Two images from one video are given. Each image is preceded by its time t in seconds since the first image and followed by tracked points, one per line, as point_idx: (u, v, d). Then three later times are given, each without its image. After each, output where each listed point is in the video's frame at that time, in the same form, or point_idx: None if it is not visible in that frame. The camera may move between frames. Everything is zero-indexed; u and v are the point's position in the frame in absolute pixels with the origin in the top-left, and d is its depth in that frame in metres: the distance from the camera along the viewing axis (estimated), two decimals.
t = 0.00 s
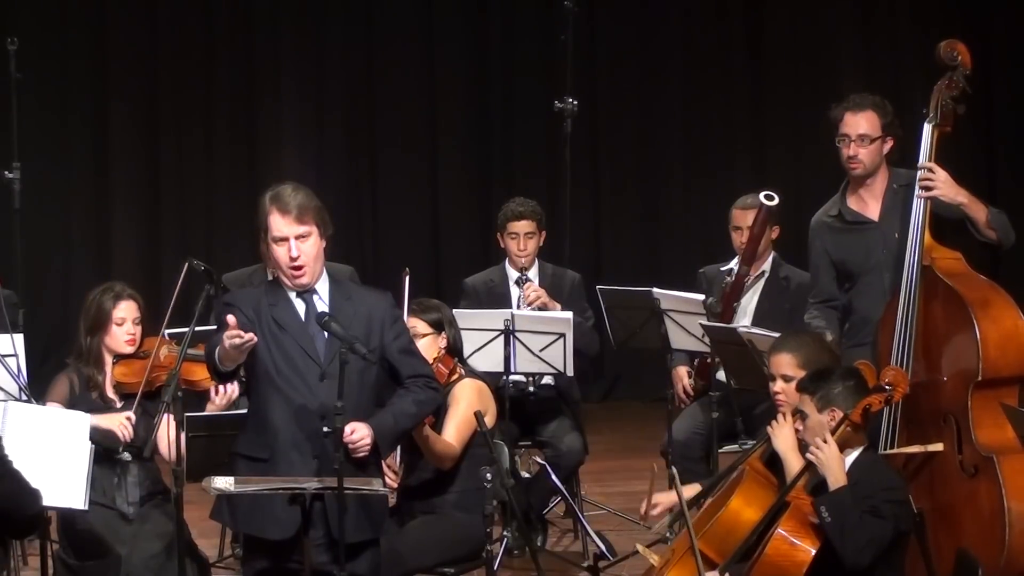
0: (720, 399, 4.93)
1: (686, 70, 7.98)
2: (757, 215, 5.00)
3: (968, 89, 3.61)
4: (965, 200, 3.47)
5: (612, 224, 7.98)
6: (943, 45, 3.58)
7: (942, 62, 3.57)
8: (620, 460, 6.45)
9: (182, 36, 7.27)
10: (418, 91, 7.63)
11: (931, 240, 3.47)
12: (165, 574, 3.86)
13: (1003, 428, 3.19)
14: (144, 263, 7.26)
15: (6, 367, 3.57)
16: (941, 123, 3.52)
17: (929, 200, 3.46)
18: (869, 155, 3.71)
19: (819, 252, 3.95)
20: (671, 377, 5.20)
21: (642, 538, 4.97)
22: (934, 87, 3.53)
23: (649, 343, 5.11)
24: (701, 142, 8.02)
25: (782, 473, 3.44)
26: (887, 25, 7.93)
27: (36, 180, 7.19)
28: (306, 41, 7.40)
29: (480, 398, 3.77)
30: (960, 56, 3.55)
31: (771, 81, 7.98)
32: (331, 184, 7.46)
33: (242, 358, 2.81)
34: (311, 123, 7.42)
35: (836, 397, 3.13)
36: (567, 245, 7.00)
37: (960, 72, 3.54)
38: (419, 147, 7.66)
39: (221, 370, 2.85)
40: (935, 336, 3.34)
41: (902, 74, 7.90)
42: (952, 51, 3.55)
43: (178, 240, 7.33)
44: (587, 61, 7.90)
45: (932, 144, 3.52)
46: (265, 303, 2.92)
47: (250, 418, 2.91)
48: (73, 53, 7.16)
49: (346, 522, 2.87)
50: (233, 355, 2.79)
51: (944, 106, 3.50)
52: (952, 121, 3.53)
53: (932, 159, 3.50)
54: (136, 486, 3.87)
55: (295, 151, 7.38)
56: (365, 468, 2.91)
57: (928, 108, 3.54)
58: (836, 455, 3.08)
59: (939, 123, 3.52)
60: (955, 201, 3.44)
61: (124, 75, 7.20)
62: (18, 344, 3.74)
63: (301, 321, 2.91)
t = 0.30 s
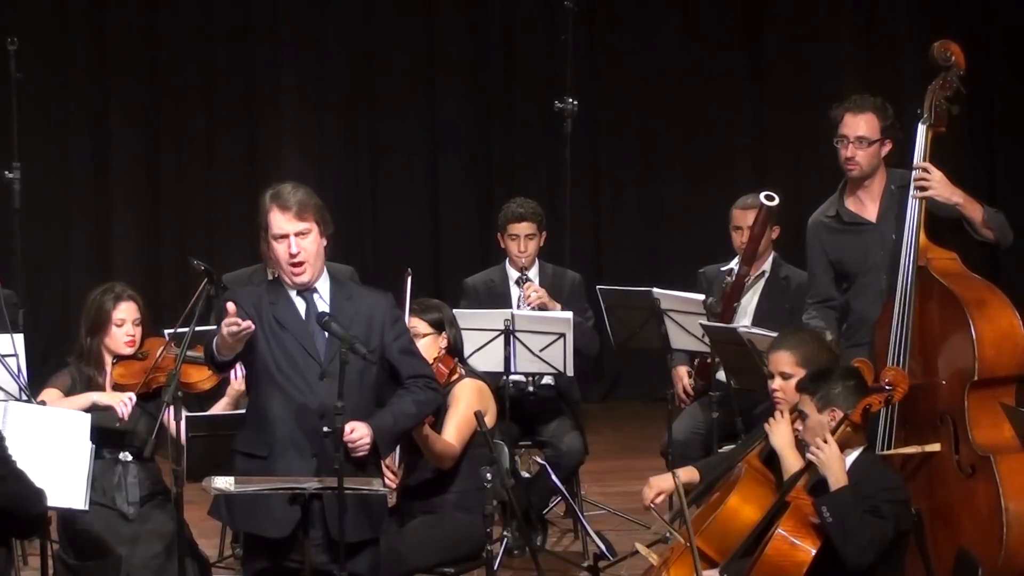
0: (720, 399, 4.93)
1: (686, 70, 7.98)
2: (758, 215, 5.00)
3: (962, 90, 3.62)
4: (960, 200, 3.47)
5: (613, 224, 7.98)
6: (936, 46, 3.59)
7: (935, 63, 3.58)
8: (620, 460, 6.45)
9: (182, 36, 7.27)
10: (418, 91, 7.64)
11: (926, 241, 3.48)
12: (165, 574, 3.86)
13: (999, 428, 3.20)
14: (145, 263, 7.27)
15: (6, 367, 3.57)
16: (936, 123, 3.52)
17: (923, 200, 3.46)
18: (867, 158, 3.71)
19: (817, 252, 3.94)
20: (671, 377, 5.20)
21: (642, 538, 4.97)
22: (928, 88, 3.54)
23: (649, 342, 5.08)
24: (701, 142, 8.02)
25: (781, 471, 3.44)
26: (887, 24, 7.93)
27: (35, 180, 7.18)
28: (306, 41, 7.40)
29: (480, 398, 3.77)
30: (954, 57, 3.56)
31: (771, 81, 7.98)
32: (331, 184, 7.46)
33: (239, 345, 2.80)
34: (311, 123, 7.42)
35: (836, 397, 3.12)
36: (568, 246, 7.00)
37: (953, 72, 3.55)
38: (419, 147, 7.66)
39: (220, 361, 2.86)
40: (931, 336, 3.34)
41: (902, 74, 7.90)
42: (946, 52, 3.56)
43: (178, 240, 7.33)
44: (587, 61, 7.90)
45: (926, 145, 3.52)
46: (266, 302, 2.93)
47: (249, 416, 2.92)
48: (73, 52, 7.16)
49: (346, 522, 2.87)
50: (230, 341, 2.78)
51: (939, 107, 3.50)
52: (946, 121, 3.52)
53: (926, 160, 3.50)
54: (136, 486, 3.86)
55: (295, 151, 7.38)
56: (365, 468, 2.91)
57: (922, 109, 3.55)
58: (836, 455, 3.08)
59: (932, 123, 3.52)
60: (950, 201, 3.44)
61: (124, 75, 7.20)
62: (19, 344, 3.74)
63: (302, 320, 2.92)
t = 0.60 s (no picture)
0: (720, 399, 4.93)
1: (686, 70, 7.98)
2: (757, 214, 5.00)
3: (958, 90, 3.62)
4: (957, 199, 3.48)
5: (613, 224, 7.97)
6: (932, 46, 3.59)
7: (931, 63, 3.59)
8: (620, 460, 6.45)
9: (182, 37, 7.27)
10: (418, 91, 7.64)
11: (923, 241, 3.48)
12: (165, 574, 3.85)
13: (997, 428, 3.20)
14: (145, 263, 7.27)
15: (7, 367, 3.57)
16: (931, 124, 3.53)
17: (920, 200, 3.46)
18: (864, 161, 3.72)
19: (817, 255, 3.94)
20: (671, 377, 5.21)
21: (643, 538, 4.97)
22: (923, 88, 3.54)
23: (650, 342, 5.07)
24: (701, 142, 8.02)
25: (780, 469, 3.44)
26: (887, 24, 7.93)
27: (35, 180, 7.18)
28: (306, 42, 7.40)
29: (480, 398, 3.77)
30: (949, 57, 3.56)
31: (771, 81, 7.99)
32: (331, 184, 7.46)
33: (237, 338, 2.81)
34: (311, 123, 7.42)
35: (837, 397, 3.12)
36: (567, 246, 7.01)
37: (949, 72, 3.55)
38: (419, 146, 7.66)
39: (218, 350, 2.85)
40: (928, 336, 3.34)
41: (902, 73, 7.90)
42: (941, 53, 3.57)
43: (178, 240, 7.33)
44: (587, 61, 7.90)
45: (922, 146, 3.53)
46: (267, 300, 2.93)
47: (248, 412, 2.92)
48: (74, 53, 7.16)
49: (345, 521, 2.87)
50: (227, 334, 2.79)
51: (934, 107, 3.50)
52: (942, 122, 3.53)
53: (923, 160, 3.50)
54: (137, 486, 3.87)
55: (295, 151, 7.38)
56: (364, 467, 2.91)
57: (918, 110, 3.55)
58: (837, 455, 3.08)
59: (928, 124, 3.53)
60: (947, 201, 3.44)
61: (124, 76, 7.20)
62: (19, 344, 3.74)
63: (303, 319, 2.92)
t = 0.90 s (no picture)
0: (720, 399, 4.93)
1: (685, 70, 7.98)
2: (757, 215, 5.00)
3: (954, 90, 3.62)
4: (954, 199, 3.48)
5: (613, 225, 7.97)
6: (929, 47, 3.60)
7: (928, 64, 3.59)
8: (620, 460, 6.45)
9: (182, 37, 7.27)
10: (418, 92, 7.64)
11: (920, 242, 3.48)
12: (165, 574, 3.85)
13: (995, 427, 3.20)
14: (145, 264, 7.27)
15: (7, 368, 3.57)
16: (928, 124, 3.52)
17: (917, 201, 3.46)
18: (864, 164, 3.72)
19: (817, 256, 3.94)
20: (671, 377, 5.21)
21: (642, 538, 4.97)
22: (921, 90, 3.53)
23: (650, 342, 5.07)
24: (701, 142, 8.02)
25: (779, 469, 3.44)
26: (887, 24, 7.93)
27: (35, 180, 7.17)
28: (306, 42, 7.40)
29: (480, 398, 3.77)
30: (946, 57, 3.56)
31: (771, 81, 7.99)
32: (331, 184, 7.46)
33: (236, 315, 2.77)
34: (311, 123, 7.42)
35: (837, 397, 3.12)
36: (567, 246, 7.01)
37: (946, 73, 3.55)
38: (419, 146, 7.66)
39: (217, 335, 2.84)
40: (926, 336, 3.35)
41: (901, 73, 7.91)
42: (938, 53, 3.57)
43: (178, 240, 7.33)
44: (587, 61, 7.90)
45: (920, 146, 3.53)
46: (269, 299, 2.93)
47: (248, 409, 2.91)
48: (74, 52, 7.15)
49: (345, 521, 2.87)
50: (225, 310, 2.75)
51: (932, 108, 3.50)
52: (939, 122, 3.53)
53: (920, 161, 3.51)
54: (137, 487, 3.87)
55: (295, 151, 7.38)
56: (364, 467, 2.91)
57: (915, 110, 3.55)
58: (837, 455, 3.08)
59: (925, 125, 3.53)
60: (944, 201, 3.44)
61: (124, 76, 7.20)
62: (19, 344, 3.74)
63: (304, 318, 2.92)
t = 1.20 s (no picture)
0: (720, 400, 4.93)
1: (685, 70, 7.98)
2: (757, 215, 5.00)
3: (953, 90, 3.62)
4: (953, 199, 3.48)
5: (613, 225, 7.97)
6: (927, 47, 3.60)
7: (926, 64, 3.59)
8: (620, 460, 6.45)
9: (182, 37, 7.28)
10: (418, 92, 7.64)
11: (919, 242, 3.48)
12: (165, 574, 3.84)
13: (994, 428, 3.21)
14: (145, 264, 7.27)
15: (7, 368, 3.57)
16: (927, 123, 3.52)
17: (916, 201, 3.46)
18: (863, 165, 3.72)
19: (815, 257, 3.95)
20: (671, 377, 5.21)
21: (642, 538, 4.97)
22: (919, 89, 3.54)
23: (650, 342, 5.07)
24: (701, 142, 8.02)
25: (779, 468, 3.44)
26: (887, 24, 7.94)
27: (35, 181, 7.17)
28: (306, 42, 7.40)
29: (480, 398, 3.77)
30: (944, 57, 3.57)
31: (771, 81, 7.99)
32: (331, 184, 7.46)
33: (235, 290, 2.81)
34: (312, 123, 7.42)
35: (837, 398, 3.12)
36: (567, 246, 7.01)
37: (944, 73, 3.56)
38: (419, 146, 7.66)
39: (212, 323, 2.88)
40: (926, 336, 3.35)
41: (901, 74, 7.91)
42: (936, 53, 3.57)
43: (178, 239, 7.33)
44: (587, 61, 7.90)
45: (918, 147, 3.53)
46: (271, 297, 2.93)
47: (248, 406, 2.91)
48: (74, 52, 7.15)
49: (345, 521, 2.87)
50: (226, 284, 2.79)
51: (930, 107, 3.50)
52: (938, 122, 3.53)
53: (918, 161, 3.50)
54: (137, 487, 3.87)
55: (295, 151, 7.39)
56: (364, 467, 2.91)
57: (914, 110, 3.55)
58: (837, 455, 3.08)
59: (924, 125, 3.52)
60: (943, 201, 3.44)
61: (124, 75, 7.20)
62: (19, 344, 3.74)
63: (305, 317, 2.91)
